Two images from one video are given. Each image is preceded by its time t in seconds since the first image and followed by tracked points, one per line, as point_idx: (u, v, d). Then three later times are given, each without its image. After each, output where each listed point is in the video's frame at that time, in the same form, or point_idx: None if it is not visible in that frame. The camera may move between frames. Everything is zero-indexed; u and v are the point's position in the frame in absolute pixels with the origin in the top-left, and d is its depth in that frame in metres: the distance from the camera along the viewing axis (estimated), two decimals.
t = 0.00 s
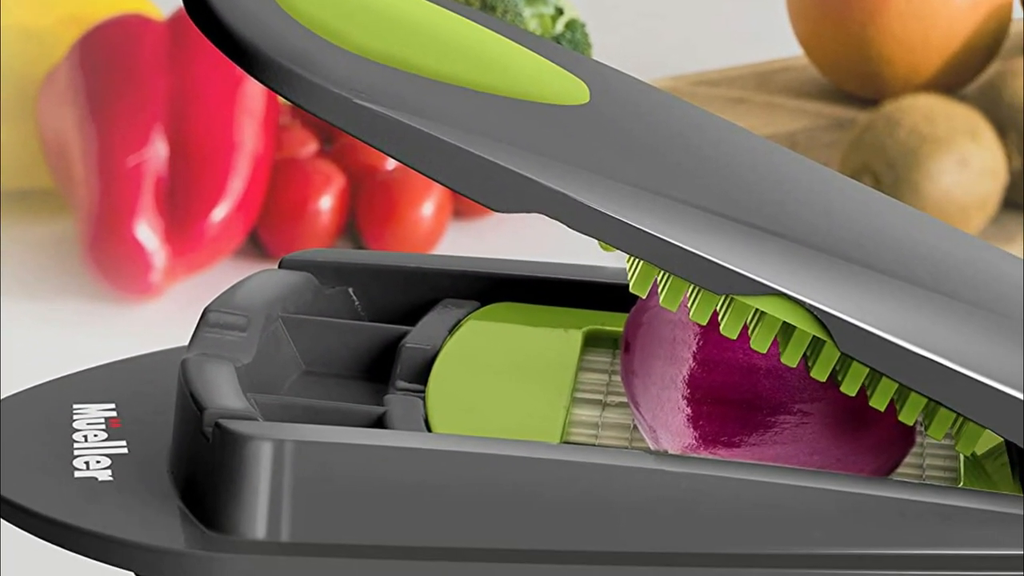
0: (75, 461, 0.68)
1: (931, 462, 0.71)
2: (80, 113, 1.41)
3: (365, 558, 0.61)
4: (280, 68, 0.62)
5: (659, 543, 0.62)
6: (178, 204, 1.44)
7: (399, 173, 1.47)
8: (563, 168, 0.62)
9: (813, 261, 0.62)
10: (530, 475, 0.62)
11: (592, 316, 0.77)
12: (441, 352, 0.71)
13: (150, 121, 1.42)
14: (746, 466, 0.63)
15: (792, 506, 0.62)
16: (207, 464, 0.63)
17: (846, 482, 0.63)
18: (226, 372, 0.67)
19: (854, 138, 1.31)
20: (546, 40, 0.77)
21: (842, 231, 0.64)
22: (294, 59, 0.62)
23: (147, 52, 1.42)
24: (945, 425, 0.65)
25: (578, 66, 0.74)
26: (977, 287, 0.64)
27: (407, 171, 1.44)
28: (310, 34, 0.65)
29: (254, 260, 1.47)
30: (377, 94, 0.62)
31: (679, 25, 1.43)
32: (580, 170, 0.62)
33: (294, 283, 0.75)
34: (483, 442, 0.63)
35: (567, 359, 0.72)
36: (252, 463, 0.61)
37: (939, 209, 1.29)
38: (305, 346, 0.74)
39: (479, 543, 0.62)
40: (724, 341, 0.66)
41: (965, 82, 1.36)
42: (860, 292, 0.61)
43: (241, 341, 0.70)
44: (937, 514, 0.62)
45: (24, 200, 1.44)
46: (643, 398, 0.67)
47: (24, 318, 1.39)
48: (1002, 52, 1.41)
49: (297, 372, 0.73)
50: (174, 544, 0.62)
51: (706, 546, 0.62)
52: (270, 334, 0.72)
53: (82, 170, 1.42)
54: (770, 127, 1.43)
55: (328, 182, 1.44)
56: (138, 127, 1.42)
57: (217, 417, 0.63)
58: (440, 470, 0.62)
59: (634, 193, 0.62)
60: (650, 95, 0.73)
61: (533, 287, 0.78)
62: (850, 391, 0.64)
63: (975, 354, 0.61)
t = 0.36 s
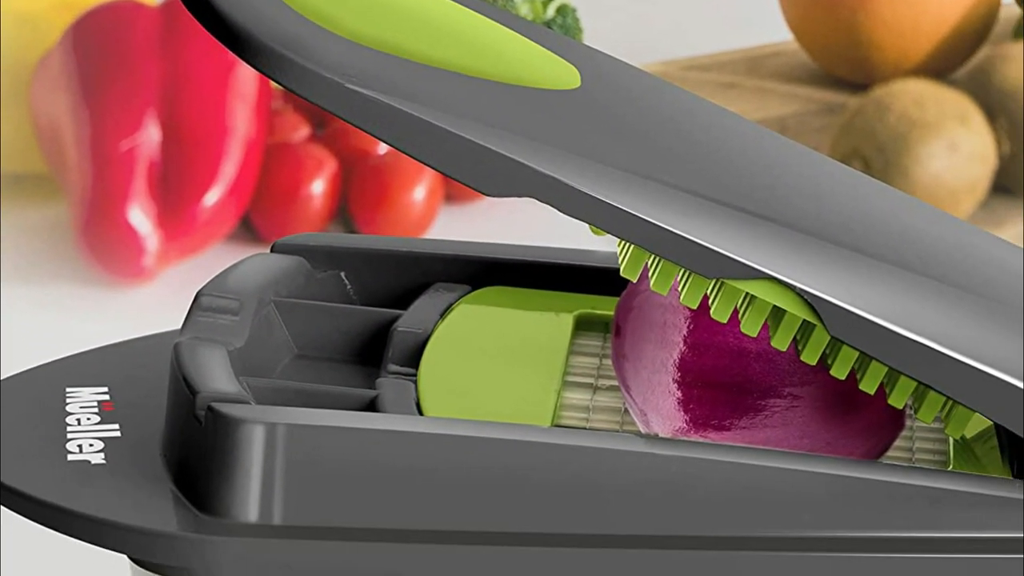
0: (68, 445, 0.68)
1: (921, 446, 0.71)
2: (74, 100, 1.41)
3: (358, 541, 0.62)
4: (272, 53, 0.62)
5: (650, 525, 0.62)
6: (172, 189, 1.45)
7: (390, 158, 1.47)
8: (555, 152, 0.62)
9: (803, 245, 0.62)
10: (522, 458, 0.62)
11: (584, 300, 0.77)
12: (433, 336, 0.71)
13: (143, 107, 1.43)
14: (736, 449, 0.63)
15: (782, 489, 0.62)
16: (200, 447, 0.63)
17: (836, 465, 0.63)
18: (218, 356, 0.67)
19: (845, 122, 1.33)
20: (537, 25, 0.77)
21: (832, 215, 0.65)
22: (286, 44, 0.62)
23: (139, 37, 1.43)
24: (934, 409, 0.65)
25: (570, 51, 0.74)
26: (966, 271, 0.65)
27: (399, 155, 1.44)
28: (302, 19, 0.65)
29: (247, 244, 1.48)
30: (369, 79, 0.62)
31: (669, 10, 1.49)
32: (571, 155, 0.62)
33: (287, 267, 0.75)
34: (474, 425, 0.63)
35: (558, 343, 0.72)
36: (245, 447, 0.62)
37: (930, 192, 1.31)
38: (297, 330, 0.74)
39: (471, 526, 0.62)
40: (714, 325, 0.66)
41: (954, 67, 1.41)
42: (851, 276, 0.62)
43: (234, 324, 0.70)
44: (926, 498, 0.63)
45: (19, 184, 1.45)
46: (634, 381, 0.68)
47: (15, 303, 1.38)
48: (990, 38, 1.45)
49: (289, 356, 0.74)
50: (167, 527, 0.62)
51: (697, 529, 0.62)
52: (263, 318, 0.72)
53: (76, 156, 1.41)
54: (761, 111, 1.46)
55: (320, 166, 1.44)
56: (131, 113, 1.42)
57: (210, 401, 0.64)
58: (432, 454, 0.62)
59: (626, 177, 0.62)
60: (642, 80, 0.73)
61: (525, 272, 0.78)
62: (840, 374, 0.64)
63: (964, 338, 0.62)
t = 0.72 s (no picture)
0: (61, 428, 0.68)
1: (910, 429, 0.71)
2: (67, 85, 1.42)
3: (350, 523, 0.62)
4: (264, 37, 0.62)
5: (641, 508, 0.63)
6: (163, 175, 1.46)
7: (383, 142, 1.47)
8: (545, 137, 0.62)
9: (793, 229, 0.62)
10: (513, 442, 0.62)
11: (575, 284, 0.78)
12: (425, 320, 0.72)
13: (136, 92, 1.44)
14: (726, 433, 0.64)
15: (772, 472, 0.63)
16: (192, 430, 0.63)
17: (825, 448, 0.63)
18: (211, 340, 0.67)
19: (834, 107, 1.35)
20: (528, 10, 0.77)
21: (821, 200, 0.65)
22: (278, 28, 0.62)
23: (131, 22, 1.44)
24: (923, 392, 0.65)
25: (561, 36, 0.74)
26: (955, 255, 0.65)
27: (390, 139, 1.44)
28: (293, 5, 0.65)
29: (240, 229, 1.47)
30: (361, 63, 0.62)
31: None
32: (562, 139, 0.62)
33: (279, 251, 0.76)
34: (466, 409, 0.63)
35: (549, 327, 0.73)
36: (236, 430, 0.62)
37: (919, 176, 1.34)
38: (290, 314, 0.74)
39: (463, 508, 0.63)
40: (705, 309, 0.67)
41: (943, 53, 1.43)
42: (840, 260, 0.62)
43: (227, 308, 0.70)
44: (917, 480, 0.63)
45: (11, 169, 1.45)
46: (624, 365, 0.68)
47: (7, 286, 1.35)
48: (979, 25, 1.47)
49: (281, 340, 0.74)
50: (159, 510, 0.62)
51: (687, 512, 0.63)
52: (255, 302, 0.72)
53: (68, 141, 1.41)
54: (751, 96, 1.47)
55: (313, 150, 1.44)
56: (123, 98, 1.43)
57: (202, 384, 0.64)
58: (424, 437, 0.62)
59: (616, 161, 0.62)
60: (633, 64, 0.73)
61: (516, 256, 0.78)
62: (829, 357, 0.64)
63: (953, 322, 0.62)
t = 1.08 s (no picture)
0: (54, 411, 0.69)
1: (901, 412, 0.72)
2: (60, 70, 1.42)
3: (342, 507, 0.62)
4: (257, 23, 0.62)
5: (632, 491, 0.63)
6: (156, 157, 1.45)
7: (374, 127, 1.47)
8: (537, 122, 0.62)
9: (784, 214, 0.63)
10: (505, 425, 0.63)
11: (566, 268, 0.78)
12: (417, 304, 0.72)
13: (128, 76, 1.43)
14: (717, 416, 0.64)
15: (763, 455, 0.63)
16: (185, 414, 0.64)
17: (815, 431, 0.64)
18: (203, 324, 0.68)
19: (824, 93, 1.37)
20: None
21: (812, 184, 0.65)
22: (271, 14, 0.62)
23: (124, 7, 1.43)
24: (913, 376, 0.65)
25: (552, 21, 0.74)
26: (945, 239, 0.65)
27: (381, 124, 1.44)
28: None
29: (233, 213, 1.47)
30: (353, 49, 0.62)
31: None
32: (553, 124, 0.62)
33: (271, 235, 0.76)
34: (458, 392, 0.63)
35: (540, 311, 0.73)
36: (229, 413, 0.62)
37: (910, 160, 1.36)
38: (282, 297, 0.74)
39: (455, 491, 0.63)
40: (696, 293, 0.67)
41: (933, 38, 1.43)
42: (831, 244, 0.62)
43: (220, 293, 0.70)
44: (906, 464, 0.63)
45: (6, 154, 1.45)
46: (615, 349, 0.68)
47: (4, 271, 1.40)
48: (969, 8, 1.48)
49: (273, 324, 0.74)
50: (152, 494, 0.63)
51: (678, 495, 0.63)
52: (248, 286, 0.72)
53: (61, 126, 1.41)
54: (741, 82, 1.49)
55: (305, 135, 1.43)
56: (115, 83, 1.43)
57: (195, 367, 0.64)
58: (415, 420, 0.63)
59: (607, 146, 0.62)
60: (624, 50, 0.73)
61: (508, 241, 0.79)
62: (820, 342, 0.65)
63: (943, 306, 0.62)
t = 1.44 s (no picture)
0: (47, 395, 0.69)
1: (890, 396, 0.72)
2: (54, 56, 1.41)
3: (334, 490, 0.63)
4: (249, 8, 0.62)
5: (623, 475, 0.64)
6: (149, 142, 1.45)
7: (366, 112, 1.47)
8: (528, 107, 0.62)
9: (774, 198, 0.63)
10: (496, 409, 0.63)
11: (556, 253, 0.78)
12: (408, 289, 0.72)
13: (121, 61, 1.43)
14: (707, 400, 0.64)
15: (753, 439, 0.63)
16: (178, 397, 0.64)
17: (805, 415, 0.64)
18: (196, 307, 0.68)
19: (814, 77, 1.39)
20: None
21: (802, 169, 0.65)
22: None
23: None
24: (903, 359, 0.66)
25: (544, 6, 0.74)
26: (935, 224, 0.65)
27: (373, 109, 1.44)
28: None
29: (226, 198, 1.48)
30: (345, 34, 0.62)
31: None
32: (544, 109, 0.62)
33: (263, 220, 0.76)
34: (449, 376, 0.64)
35: (531, 295, 0.73)
36: (221, 397, 0.62)
37: (900, 145, 1.37)
38: (274, 281, 0.74)
39: (446, 475, 0.63)
40: (686, 277, 0.67)
41: (922, 23, 1.42)
42: (821, 229, 0.62)
43: (212, 277, 0.70)
44: (895, 447, 0.64)
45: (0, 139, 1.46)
46: (606, 332, 0.69)
47: None
48: None
49: (266, 308, 0.74)
50: (145, 477, 0.63)
51: (668, 478, 0.64)
52: (240, 270, 0.72)
53: (54, 111, 1.41)
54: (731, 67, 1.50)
55: (297, 120, 1.43)
56: (109, 67, 1.42)
57: (187, 351, 0.64)
58: (407, 404, 0.63)
59: (598, 130, 0.62)
60: (615, 35, 0.73)
61: (500, 225, 0.79)
62: (810, 325, 0.65)
63: (932, 290, 0.62)
